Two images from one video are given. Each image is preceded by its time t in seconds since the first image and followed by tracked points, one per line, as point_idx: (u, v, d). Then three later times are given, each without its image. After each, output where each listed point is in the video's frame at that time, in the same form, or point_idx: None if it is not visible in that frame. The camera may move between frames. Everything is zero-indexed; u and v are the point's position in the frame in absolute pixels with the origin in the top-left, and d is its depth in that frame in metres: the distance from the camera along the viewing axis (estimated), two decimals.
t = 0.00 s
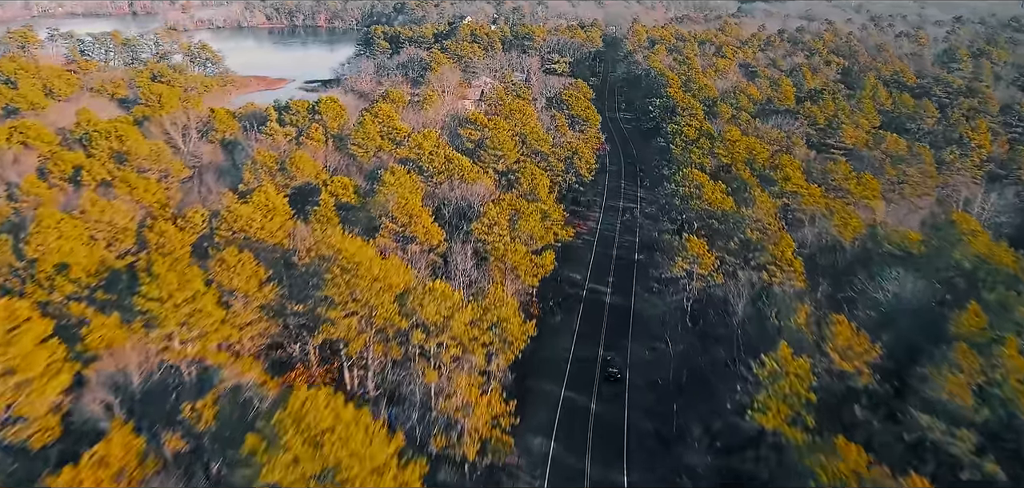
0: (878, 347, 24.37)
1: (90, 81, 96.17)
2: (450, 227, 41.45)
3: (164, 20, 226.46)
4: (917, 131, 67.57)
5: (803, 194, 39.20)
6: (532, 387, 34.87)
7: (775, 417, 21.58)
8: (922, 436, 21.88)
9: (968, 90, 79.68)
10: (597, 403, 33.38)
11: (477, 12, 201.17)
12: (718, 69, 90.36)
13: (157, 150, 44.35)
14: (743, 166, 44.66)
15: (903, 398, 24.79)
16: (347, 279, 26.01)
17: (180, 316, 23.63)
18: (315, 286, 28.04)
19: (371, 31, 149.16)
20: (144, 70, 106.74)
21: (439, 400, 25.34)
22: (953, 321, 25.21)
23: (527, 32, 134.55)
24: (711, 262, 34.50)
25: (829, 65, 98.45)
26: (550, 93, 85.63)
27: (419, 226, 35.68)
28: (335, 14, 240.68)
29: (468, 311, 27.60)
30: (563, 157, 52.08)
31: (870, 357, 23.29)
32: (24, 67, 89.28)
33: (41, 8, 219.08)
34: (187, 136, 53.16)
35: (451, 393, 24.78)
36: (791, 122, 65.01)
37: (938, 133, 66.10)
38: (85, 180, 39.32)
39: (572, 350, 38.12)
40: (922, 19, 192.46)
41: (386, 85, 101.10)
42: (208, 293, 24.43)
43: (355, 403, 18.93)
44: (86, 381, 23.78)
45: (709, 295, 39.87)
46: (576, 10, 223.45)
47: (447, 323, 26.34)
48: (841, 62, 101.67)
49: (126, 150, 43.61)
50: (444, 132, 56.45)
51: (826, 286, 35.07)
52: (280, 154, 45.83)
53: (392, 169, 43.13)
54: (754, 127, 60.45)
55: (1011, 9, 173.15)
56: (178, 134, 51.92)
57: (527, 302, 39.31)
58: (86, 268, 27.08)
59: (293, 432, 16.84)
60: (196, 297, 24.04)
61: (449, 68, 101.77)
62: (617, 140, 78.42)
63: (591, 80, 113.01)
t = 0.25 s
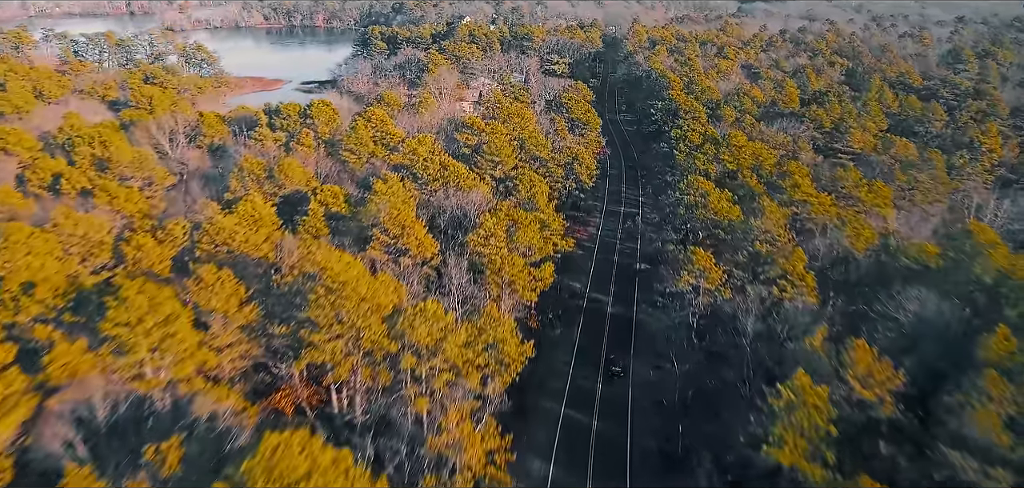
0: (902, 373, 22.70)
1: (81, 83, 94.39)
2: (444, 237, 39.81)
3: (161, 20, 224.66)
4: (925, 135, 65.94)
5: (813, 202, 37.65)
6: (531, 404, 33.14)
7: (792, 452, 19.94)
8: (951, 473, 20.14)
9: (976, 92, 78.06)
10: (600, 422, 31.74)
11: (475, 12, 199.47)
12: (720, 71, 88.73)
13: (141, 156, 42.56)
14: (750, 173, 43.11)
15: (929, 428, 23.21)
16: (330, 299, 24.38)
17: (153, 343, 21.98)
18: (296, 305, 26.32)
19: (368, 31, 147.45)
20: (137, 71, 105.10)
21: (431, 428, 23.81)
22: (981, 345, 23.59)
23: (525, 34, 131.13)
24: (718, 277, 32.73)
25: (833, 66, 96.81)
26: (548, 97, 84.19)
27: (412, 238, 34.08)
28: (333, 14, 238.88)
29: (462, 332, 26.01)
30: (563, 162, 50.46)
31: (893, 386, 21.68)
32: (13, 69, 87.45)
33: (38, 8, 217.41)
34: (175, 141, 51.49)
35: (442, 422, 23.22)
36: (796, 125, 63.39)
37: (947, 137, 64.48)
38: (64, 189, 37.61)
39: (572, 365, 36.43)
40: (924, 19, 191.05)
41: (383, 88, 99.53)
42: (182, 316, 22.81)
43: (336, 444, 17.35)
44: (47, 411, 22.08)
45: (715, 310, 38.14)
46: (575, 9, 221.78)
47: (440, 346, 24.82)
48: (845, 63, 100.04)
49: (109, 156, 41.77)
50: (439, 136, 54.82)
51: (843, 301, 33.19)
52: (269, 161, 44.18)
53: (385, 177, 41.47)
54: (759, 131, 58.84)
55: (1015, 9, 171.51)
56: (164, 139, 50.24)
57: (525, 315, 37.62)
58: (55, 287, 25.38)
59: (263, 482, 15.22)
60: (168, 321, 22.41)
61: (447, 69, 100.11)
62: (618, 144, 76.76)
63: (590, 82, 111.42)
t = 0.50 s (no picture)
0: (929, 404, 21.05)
1: (72, 84, 92.63)
2: (439, 248, 38.17)
3: (158, 20, 222.85)
4: (933, 139, 64.33)
5: (823, 212, 36.06)
6: (529, 423, 31.50)
7: None
8: None
9: (984, 94, 76.47)
10: (600, 442, 30.14)
11: (474, 12, 197.82)
12: (722, 73, 87.12)
13: (124, 164, 40.73)
14: (757, 180, 41.54)
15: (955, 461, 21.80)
16: (313, 322, 22.75)
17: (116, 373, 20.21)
18: (278, 326, 24.63)
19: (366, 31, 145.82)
20: (130, 72, 103.32)
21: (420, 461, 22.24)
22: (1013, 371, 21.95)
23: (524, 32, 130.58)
24: (727, 292, 30.87)
25: (836, 68, 95.23)
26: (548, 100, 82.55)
27: (406, 251, 32.43)
28: (332, 14, 237.30)
29: (455, 355, 24.35)
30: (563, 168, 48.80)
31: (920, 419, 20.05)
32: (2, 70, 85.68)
33: (35, 8, 215.66)
34: (161, 146, 49.78)
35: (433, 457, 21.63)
36: (802, 128, 61.81)
37: (957, 140, 62.85)
38: (41, 198, 36.01)
39: (572, 382, 34.75)
40: (927, 19, 189.68)
41: (379, 89, 97.97)
42: (155, 342, 21.24)
43: None
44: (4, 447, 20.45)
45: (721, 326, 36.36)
46: (576, 9, 220.29)
47: (431, 371, 23.24)
48: (849, 64, 98.47)
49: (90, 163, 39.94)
50: (434, 141, 53.19)
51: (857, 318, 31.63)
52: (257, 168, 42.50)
53: (377, 185, 39.84)
54: (763, 135, 57.30)
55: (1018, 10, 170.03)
56: (150, 145, 48.51)
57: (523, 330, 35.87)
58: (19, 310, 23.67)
59: None
60: (141, 348, 20.85)
61: (445, 71, 98.46)
62: (618, 147, 75.13)
63: (591, 83, 109.87)
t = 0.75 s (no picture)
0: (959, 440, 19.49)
1: (63, 86, 90.96)
2: (433, 259, 36.56)
3: (157, 20, 221.41)
4: (942, 143, 62.65)
5: (835, 222, 34.41)
6: (528, 443, 29.80)
7: None
8: None
9: (993, 96, 74.81)
10: (602, 463, 28.51)
11: (473, 12, 196.20)
12: (725, 74, 85.53)
13: (104, 173, 38.95)
14: (765, 188, 39.99)
15: None
16: (292, 349, 21.13)
17: (78, 410, 18.60)
18: (255, 351, 22.90)
19: (364, 32, 144.25)
20: (123, 74, 101.62)
21: None
22: None
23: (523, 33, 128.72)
24: (735, 310, 28.95)
25: (841, 69, 93.54)
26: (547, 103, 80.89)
27: (398, 264, 30.82)
28: (330, 14, 235.66)
29: (447, 384, 22.75)
30: (562, 174, 47.19)
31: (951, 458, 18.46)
32: None
33: (33, 8, 214.23)
34: (147, 152, 48.15)
35: None
36: (808, 132, 60.18)
37: (967, 144, 61.11)
38: (16, 208, 34.29)
39: (573, 400, 32.97)
40: (929, 19, 188.15)
41: (376, 92, 96.28)
42: (121, 372, 19.72)
43: None
44: None
45: (730, 346, 34.62)
46: (576, 9, 218.63)
47: (420, 402, 21.80)
48: (854, 66, 96.78)
49: (67, 172, 38.17)
50: (430, 146, 51.55)
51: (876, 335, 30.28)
52: (244, 175, 40.87)
53: (368, 194, 38.22)
54: (769, 140, 55.69)
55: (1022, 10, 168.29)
56: (136, 151, 46.91)
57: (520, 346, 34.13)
58: None
59: None
60: (105, 380, 19.35)
61: (442, 72, 96.75)
62: (619, 151, 73.46)
63: (591, 85, 108.28)
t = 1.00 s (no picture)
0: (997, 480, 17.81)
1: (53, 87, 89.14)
2: (427, 272, 34.90)
3: (153, 20, 219.48)
4: (951, 146, 61.04)
5: (847, 232, 32.77)
6: (527, 469, 28.07)
7: None
8: None
9: (1002, 98, 73.17)
10: None
11: (472, 12, 194.43)
12: (728, 76, 83.88)
13: (82, 180, 37.01)
14: (773, 197, 38.37)
15: None
16: (268, 381, 19.41)
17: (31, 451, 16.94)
18: (231, 380, 21.19)
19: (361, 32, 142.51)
20: (115, 75, 99.75)
21: None
22: None
23: (522, 35, 125.37)
24: (745, 329, 27.27)
25: (845, 70, 91.87)
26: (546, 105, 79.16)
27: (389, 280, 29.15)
28: (328, 14, 233.89)
29: (438, 415, 21.05)
30: (562, 181, 45.52)
31: None
32: None
33: (28, 7, 212.31)
34: (132, 158, 46.44)
35: None
36: (814, 135, 58.50)
37: (977, 148, 59.48)
38: None
39: (575, 421, 31.21)
40: (930, 19, 186.67)
41: (372, 94, 94.57)
42: (80, 408, 17.99)
43: None
44: None
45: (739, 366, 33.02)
46: (575, 9, 217.07)
47: (409, 436, 20.12)
48: (858, 67, 95.13)
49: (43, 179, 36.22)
50: (425, 151, 49.84)
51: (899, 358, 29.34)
52: (230, 183, 39.16)
53: (359, 203, 36.54)
54: (775, 146, 54.09)
55: None
56: (120, 157, 45.18)
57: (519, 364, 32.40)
58: None
59: None
60: (60, 419, 17.57)
61: (439, 73, 94.98)
62: (620, 154, 71.77)
63: (591, 86, 106.60)
